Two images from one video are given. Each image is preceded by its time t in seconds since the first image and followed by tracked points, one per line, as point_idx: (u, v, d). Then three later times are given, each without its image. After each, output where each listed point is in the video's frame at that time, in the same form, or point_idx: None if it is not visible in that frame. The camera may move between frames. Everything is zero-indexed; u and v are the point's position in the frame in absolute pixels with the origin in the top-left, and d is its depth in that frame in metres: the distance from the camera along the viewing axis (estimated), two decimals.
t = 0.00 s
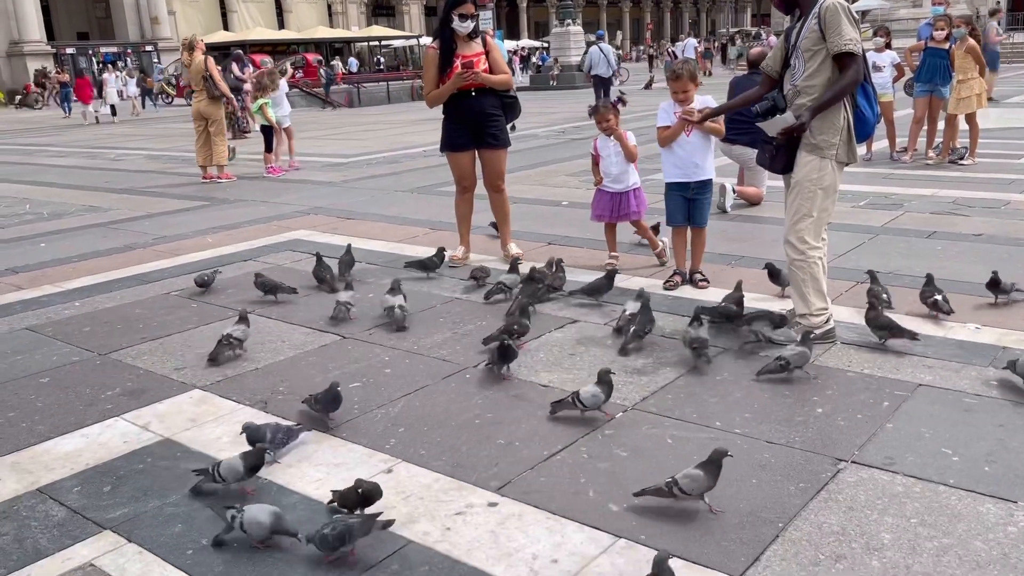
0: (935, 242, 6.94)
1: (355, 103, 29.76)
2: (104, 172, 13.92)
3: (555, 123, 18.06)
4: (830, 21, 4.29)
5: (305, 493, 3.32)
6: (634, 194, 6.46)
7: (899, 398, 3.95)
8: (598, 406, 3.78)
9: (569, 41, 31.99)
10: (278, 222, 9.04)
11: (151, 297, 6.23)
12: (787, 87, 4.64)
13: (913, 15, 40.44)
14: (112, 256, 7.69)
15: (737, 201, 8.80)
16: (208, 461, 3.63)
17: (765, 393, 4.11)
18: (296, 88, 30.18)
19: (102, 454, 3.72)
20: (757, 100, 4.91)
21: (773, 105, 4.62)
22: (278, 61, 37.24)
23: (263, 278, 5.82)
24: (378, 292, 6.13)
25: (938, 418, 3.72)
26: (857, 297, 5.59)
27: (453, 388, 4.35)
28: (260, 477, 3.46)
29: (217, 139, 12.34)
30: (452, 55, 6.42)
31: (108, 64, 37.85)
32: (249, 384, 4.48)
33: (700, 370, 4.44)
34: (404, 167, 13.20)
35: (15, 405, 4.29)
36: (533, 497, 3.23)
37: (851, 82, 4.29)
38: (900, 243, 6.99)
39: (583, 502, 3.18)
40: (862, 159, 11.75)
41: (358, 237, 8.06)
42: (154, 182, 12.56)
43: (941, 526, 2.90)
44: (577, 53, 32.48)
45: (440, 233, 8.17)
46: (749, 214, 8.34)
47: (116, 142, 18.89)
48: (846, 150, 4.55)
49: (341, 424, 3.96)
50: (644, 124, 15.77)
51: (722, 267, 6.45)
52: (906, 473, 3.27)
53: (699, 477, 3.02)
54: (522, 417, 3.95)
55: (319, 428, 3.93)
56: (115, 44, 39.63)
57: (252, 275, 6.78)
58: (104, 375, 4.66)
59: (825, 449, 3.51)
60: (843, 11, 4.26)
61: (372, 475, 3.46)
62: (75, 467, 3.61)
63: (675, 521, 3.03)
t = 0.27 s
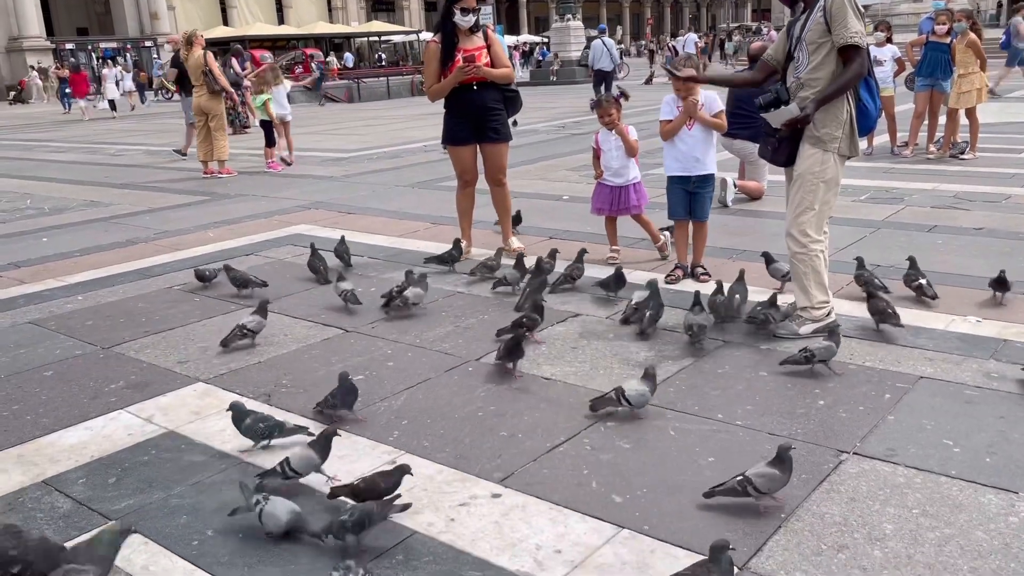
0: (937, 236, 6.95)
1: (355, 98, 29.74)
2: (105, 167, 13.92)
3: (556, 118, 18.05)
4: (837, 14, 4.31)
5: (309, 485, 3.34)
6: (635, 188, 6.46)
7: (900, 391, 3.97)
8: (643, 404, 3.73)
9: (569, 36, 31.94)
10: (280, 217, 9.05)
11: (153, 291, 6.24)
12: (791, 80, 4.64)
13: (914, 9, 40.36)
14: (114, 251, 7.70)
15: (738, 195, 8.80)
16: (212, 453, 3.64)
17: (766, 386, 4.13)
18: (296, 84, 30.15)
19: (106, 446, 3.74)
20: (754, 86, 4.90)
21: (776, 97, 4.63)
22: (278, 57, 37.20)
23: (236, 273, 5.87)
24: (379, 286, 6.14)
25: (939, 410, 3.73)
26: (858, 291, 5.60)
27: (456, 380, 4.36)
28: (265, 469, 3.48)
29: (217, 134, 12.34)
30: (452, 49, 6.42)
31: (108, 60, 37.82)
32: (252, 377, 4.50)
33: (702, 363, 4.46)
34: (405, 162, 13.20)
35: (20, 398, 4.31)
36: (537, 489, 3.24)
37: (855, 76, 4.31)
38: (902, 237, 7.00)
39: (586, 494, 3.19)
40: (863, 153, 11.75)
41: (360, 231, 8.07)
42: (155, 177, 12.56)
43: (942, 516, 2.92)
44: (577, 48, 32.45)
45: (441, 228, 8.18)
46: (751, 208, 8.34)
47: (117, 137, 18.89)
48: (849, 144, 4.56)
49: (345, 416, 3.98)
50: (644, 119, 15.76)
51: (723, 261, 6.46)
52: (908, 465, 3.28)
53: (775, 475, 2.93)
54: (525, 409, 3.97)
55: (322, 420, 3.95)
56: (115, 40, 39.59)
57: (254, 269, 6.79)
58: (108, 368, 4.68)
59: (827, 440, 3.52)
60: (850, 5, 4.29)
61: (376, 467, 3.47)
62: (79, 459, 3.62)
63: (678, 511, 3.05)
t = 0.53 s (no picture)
0: (934, 232, 6.97)
1: (354, 94, 29.73)
2: (103, 163, 13.92)
3: (555, 114, 18.06)
4: (842, 10, 4.33)
5: (308, 478, 3.36)
6: (633, 184, 6.47)
7: (896, 385, 3.99)
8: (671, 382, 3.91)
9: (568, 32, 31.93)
10: (278, 212, 9.05)
11: (152, 286, 6.25)
12: (790, 75, 4.66)
13: (913, 6, 40.35)
14: (112, 246, 7.70)
15: (736, 191, 8.82)
16: (211, 447, 3.66)
17: (763, 380, 4.15)
18: (294, 79, 30.14)
19: (105, 440, 3.75)
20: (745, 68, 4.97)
21: (777, 91, 4.61)
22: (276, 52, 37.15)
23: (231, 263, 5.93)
24: (378, 281, 6.15)
25: (934, 404, 3.76)
26: (855, 286, 5.61)
27: (454, 375, 4.38)
28: (264, 463, 3.50)
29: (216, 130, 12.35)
30: (451, 44, 6.43)
31: (106, 56, 37.77)
32: (251, 371, 4.52)
33: (699, 357, 4.48)
34: (403, 158, 13.21)
35: (20, 392, 4.32)
36: (534, 481, 3.27)
37: (859, 71, 4.34)
38: (899, 233, 7.02)
39: (583, 486, 3.21)
40: (861, 149, 11.77)
41: (359, 227, 8.09)
42: (154, 173, 12.56)
43: (936, 508, 2.94)
44: (576, 44, 32.41)
45: (440, 223, 8.19)
46: (749, 204, 8.36)
47: (115, 133, 18.87)
48: (849, 139, 4.60)
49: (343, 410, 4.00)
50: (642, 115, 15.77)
51: (721, 257, 6.48)
52: (903, 458, 3.30)
53: (831, 465, 2.97)
54: (523, 403, 3.99)
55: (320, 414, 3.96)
56: (113, 36, 39.55)
57: (253, 264, 6.81)
58: (108, 362, 4.70)
59: (822, 434, 3.54)
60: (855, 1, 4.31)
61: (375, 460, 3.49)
62: (79, 452, 3.64)
63: (674, 503, 3.07)
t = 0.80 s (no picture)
0: (928, 229, 6.99)
1: (352, 91, 29.72)
2: (101, 159, 13.92)
3: (552, 111, 18.06)
4: (840, 7, 4.33)
5: (302, 473, 3.37)
6: (629, 181, 6.49)
7: (888, 381, 4.01)
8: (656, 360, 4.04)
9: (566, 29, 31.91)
10: (275, 209, 9.06)
11: (148, 283, 6.27)
12: (786, 72, 4.66)
13: (911, 3, 40.35)
14: (109, 242, 7.71)
15: (733, 188, 8.84)
16: (206, 442, 3.68)
17: (756, 376, 4.17)
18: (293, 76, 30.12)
19: (101, 436, 3.77)
20: (741, 66, 4.89)
21: (773, 90, 4.62)
22: (275, 49, 37.11)
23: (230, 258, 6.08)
24: (374, 278, 6.17)
25: (925, 400, 3.78)
26: (849, 283, 5.64)
27: (449, 371, 4.40)
28: (258, 458, 3.51)
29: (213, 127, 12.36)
30: (447, 42, 6.44)
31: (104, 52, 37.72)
32: (247, 368, 4.53)
33: (693, 354, 4.49)
34: (401, 154, 13.22)
35: (15, 388, 4.34)
36: (527, 477, 3.28)
37: (859, 68, 4.34)
38: (894, 230, 7.04)
39: (575, 482, 3.23)
40: (857, 147, 11.79)
41: (356, 223, 8.10)
42: (151, 169, 12.57)
43: (925, 503, 2.96)
44: (574, 41, 32.38)
45: (437, 220, 8.21)
46: (745, 202, 8.38)
47: (113, 129, 18.87)
48: (846, 136, 4.61)
49: (338, 406, 4.01)
50: (640, 112, 15.78)
51: (716, 254, 6.49)
52: (893, 453, 3.33)
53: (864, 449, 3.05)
54: (517, 399, 4.01)
55: (315, 410, 3.98)
56: (111, 32, 39.51)
57: (250, 261, 6.82)
58: (104, 358, 4.71)
59: (813, 430, 3.56)
60: None
61: (369, 456, 3.51)
62: (74, 447, 3.66)
63: (665, 499, 3.08)
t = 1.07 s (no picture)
0: (922, 227, 7.02)
1: (349, 88, 29.70)
2: (98, 156, 13.92)
3: (550, 109, 18.07)
4: (830, 6, 4.35)
5: (295, 469, 3.40)
6: (624, 178, 6.50)
7: (878, 378, 4.04)
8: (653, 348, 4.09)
9: (564, 26, 31.90)
10: (271, 206, 9.08)
11: (144, 279, 6.28)
12: (779, 70, 4.69)
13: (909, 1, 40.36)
14: (105, 239, 7.73)
15: (728, 186, 8.86)
16: (201, 438, 3.70)
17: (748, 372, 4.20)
18: (290, 73, 30.09)
19: (95, 431, 3.79)
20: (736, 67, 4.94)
21: (766, 89, 4.65)
22: (272, 45, 37.07)
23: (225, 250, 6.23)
24: (369, 275, 6.19)
25: (915, 396, 3.81)
26: (842, 280, 5.67)
27: (443, 367, 4.43)
28: (252, 453, 3.54)
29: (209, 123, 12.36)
30: (444, 39, 6.44)
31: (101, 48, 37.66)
32: (241, 364, 4.56)
33: (685, 350, 4.53)
34: (397, 151, 13.23)
35: (11, 384, 4.36)
36: (519, 472, 3.31)
37: (849, 66, 4.36)
38: (887, 228, 7.07)
39: (567, 477, 3.26)
40: (853, 144, 11.82)
41: (350, 220, 8.12)
42: (148, 166, 12.57)
43: (912, 498, 2.99)
44: (573, 38, 32.33)
45: (432, 217, 8.23)
46: (740, 199, 8.41)
47: (110, 126, 18.86)
48: (839, 134, 4.63)
49: (332, 403, 4.04)
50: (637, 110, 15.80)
51: (710, 251, 6.52)
52: (882, 449, 3.35)
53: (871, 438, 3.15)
54: (510, 395, 4.04)
55: (309, 406, 4.01)
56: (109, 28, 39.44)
57: (245, 257, 6.84)
58: (99, 355, 4.73)
59: (804, 426, 3.59)
60: None
61: (363, 451, 3.53)
62: (69, 443, 3.68)
63: (655, 494, 3.11)
